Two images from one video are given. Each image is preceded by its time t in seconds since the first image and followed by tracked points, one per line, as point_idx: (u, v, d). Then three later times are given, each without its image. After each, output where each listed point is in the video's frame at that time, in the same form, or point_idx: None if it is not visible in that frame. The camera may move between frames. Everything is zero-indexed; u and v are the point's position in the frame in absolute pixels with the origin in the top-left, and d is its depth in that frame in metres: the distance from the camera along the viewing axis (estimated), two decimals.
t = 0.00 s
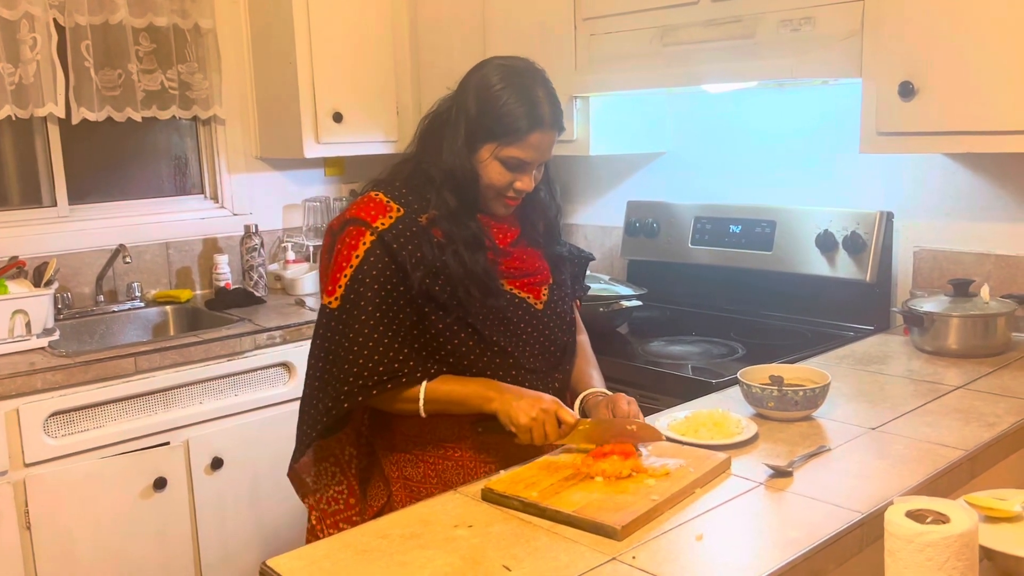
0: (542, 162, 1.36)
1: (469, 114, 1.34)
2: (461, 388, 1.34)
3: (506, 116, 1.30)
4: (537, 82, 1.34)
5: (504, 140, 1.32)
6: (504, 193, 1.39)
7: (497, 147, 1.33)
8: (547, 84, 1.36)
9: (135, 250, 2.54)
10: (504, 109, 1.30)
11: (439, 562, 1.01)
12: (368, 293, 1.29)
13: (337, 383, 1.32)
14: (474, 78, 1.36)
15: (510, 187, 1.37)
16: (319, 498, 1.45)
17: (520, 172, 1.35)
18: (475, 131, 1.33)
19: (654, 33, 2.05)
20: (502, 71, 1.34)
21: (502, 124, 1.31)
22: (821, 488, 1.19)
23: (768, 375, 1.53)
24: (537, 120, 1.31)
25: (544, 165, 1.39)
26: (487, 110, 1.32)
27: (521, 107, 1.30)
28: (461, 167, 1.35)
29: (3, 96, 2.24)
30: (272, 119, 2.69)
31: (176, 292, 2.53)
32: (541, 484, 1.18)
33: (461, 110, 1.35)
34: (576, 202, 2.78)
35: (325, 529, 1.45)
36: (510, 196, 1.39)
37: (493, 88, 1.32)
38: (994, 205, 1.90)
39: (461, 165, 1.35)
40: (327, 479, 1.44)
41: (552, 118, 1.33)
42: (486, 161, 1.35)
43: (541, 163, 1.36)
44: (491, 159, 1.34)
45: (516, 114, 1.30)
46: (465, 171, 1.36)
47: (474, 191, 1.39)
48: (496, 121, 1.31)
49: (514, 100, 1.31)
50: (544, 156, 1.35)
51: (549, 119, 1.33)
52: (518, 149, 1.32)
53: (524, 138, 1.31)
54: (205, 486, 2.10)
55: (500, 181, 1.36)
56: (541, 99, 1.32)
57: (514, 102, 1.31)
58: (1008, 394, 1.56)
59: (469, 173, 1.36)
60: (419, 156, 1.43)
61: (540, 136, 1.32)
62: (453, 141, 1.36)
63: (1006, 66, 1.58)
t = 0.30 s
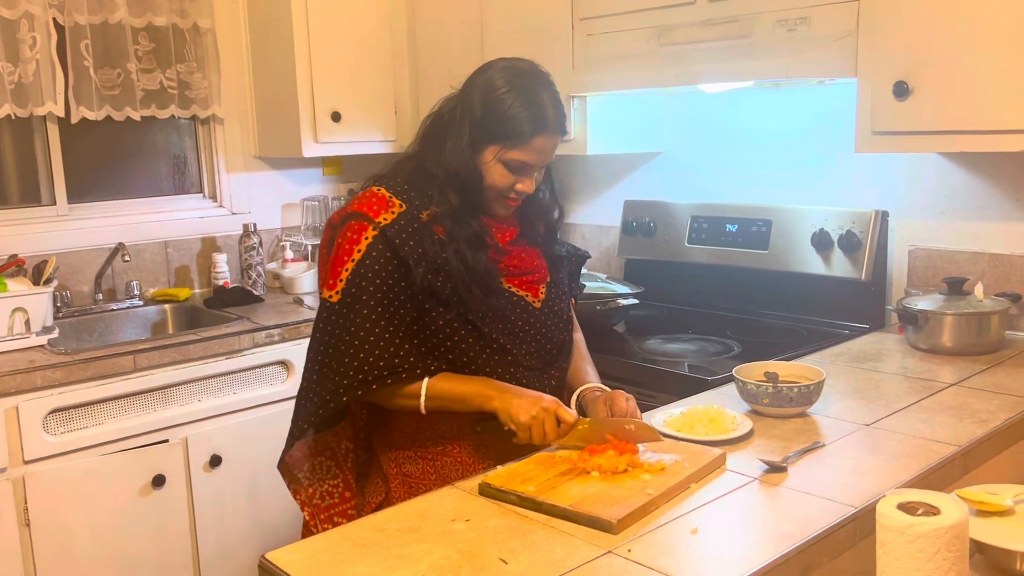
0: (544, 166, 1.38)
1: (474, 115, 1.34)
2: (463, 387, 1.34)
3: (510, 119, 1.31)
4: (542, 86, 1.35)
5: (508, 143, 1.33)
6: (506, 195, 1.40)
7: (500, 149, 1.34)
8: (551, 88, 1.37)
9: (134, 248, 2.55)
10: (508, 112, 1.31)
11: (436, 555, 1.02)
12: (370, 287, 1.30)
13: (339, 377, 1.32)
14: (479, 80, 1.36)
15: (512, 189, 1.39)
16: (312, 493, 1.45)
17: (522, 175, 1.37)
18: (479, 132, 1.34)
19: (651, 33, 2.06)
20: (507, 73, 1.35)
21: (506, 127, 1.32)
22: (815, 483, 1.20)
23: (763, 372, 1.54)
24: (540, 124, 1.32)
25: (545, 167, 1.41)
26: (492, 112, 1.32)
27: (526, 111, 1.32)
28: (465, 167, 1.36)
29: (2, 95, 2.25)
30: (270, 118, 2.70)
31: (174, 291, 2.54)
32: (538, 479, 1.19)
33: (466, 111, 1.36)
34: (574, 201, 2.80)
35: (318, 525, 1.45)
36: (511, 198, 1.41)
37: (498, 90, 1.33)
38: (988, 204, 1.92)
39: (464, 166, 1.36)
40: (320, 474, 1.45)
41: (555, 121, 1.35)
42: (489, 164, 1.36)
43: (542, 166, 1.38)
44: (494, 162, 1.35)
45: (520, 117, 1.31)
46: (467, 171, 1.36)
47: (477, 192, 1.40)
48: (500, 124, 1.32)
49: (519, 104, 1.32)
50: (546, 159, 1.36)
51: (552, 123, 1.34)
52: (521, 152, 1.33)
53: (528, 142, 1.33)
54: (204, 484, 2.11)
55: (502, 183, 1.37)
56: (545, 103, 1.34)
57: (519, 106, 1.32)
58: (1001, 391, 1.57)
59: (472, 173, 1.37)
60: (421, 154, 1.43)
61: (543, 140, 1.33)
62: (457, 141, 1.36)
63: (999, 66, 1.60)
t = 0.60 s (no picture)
0: (541, 164, 1.39)
1: (472, 114, 1.35)
2: (459, 383, 1.35)
3: (508, 118, 1.33)
4: (539, 85, 1.37)
5: (505, 141, 1.34)
6: (503, 192, 1.42)
7: (498, 148, 1.35)
8: (548, 88, 1.38)
9: (133, 247, 2.56)
10: (506, 111, 1.33)
11: (436, 548, 1.03)
12: (369, 283, 1.32)
13: (337, 372, 1.33)
14: (476, 80, 1.38)
15: (509, 187, 1.40)
16: (316, 492, 1.46)
17: (519, 173, 1.39)
18: (477, 131, 1.36)
19: (649, 33, 2.07)
20: (504, 72, 1.36)
21: (503, 126, 1.33)
22: (811, 478, 1.21)
23: (760, 369, 1.56)
24: (538, 122, 1.34)
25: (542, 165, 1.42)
26: (490, 111, 1.34)
27: (523, 109, 1.33)
28: (463, 164, 1.37)
29: (3, 94, 2.26)
30: (269, 118, 2.71)
31: (174, 290, 2.55)
32: (537, 474, 1.20)
33: (463, 110, 1.37)
34: (572, 201, 2.81)
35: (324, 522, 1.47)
36: (508, 195, 1.42)
37: (496, 90, 1.34)
38: (983, 204, 1.93)
39: (462, 164, 1.37)
40: (323, 472, 1.46)
41: (552, 119, 1.36)
42: (487, 162, 1.37)
43: (540, 164, 1.39)
44: (492, 160, 1.37)
45: (518, 116, 1.33)
46: (465, 170, 1.38)
47: (474, 189, 1.41)
48: (498, 122, 1.33)
49: (516, 103, 1.33)
50: (542, 157, 1.38)
51: (549, 122, 1.36)
52: (518, 150, 1.35)
53: (525, 140, 1.34)
54: (203, 481, 2.12)
55: (499, 181, 1.39)
56: (542, 102, 1.35)
57: (516, 104, 1.33)
58: (996, 389, 1.59)
59: (469, 172, 1.38)
60: (418, 152, 1.45)
61: (541, 138, 1.35)
62: (454, 139, 1.38)
63: (994, 66, 1.61)
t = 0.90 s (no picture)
0: (531, 160, 1.41)
1: (462, 112, 1.37)
2: (445, 373, 1.37)
3: (498, 115, 1.35)
4: (527, 83, 1.39)
5: (495, 138, 1.36)
6: (495, 189, 1.43)
7: (488, 145, 1.37)
8: (536, 85, 1.41)
9: (131, 245, 2.58)
10: (496, 109, 1.35)
11: (432, 539, 1.06)
12: (365, 275, 1.34)
13: (333, 361, 1.36)
14: (466, 79, 1.40)
15: (501, 183, 1.42)
16: (310, 483, 1.47)
17: (510, 169, 1.40)
18: (467, 129, 1.37)
19: (642, 35, 2.10)
20: (493, 71, 1.38)
21: (494, 123, 1.35)
22: (798, 472, 1.24)
23: (750, 366, 1.58)
24: (527, 119, 1.36)
25: (533, 162, 1.44)
26: (480, 109, 1.36)
27: (513, 106, 1.35)
28: (454, 163, 1.39)
29: (2, 93, 2.27)
30: (266, 118, 2.73)
31: (171, 288, 2.57)
32: (531, 468, 1.23)
33: (453, 108, 1.39)
34: (567, 201, 2.84)
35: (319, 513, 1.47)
36: (500, 191, 1.44)
37: (485, 87, 1.37)
38: (970, 204, 1.96)
39: (454, 161, 1.40)
40: (318, 464, 1.47)
41: (541, 116, 1.38)
42: (478, 159, 1.39)
43: (530, 161, 1.41)
44: (482, 157, 1.38)
45: (507, 113, 1.35)
46: (457, 167, 1.40)
47: (467, 187, 1.44)
48: (489, 120, 1.35)
49: (506, 100, 1.35)
50: (532, 153, 1.40)
51: (538, 118, 1.38)
52: (509, 146, 1.37)
53: (515, 136, 1.36)
54: (201, 477, 2.14)
55: (490, 178, 1.40)
56: (531, 99, 1.37)
57: (505, 101, 1.35)
58: (982, 386, 1.62)
59: (461, 169, 1.41)
60: (412, 151, 1.47)
61: (530, 134, 1.37)
62: (445, 138, 1.40)
63: (980, 69, 1.64)
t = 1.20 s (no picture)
0: (519, 154, 1.43)
1: (450, 108, 1.39)
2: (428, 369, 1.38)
3: (485, 110, 1.37)
4: (514, 78, 1.41)
5: (483, 132, 1.38)
6: (485, 184, 1.45)
7: (477, 139, 1.39)
8: (523, 80, 1.42)
9: (126, 242, 2.59)
10: (484, 103, 1.37)
11: (425, 530, 1.07)
12: (354, 271, 1.36)
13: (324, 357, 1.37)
14: (454, 75, 1.42)
15: (490, 177, 1.44)
16: (306, 476, 1.48)
17: (499, 163, 1.42)
18: (456, 124, 1.40)
19: (635, 35, 2.12)
20: (480, 67, 1.40)
21: (482, 117, 1.37)
22: (786, 465, 1.26)
23: (740, 362, 1.60)
24: (514, 113, 1.38)
25: (521, 156, 1.46)
26: (468, 104, 1.38)
27: (500, 101, 1.37)
28: (444, 158, 1.41)
29: None
30: (261, 116, 2.74)
31: (166, 285, 2.58)
32: (522, 461, 1.25)
33: (442, 104, 1.41)
34: (560, 200, 2.86)
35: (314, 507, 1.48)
36: (489, 186, 1.46)
37: (473, 83, 1.39)
38: (957, 203, 1.98)
39: (443, 156, 1.41)
40: (313, 457, 1.48)
41: (528, 111, 1.40)
42: (467, 153, 1.41)
43: (519, 155, 1.43)
44: (471, 151, 1.41)
45: (495, 107, 1.37)
46: (447, 163, 1.42)
47: (457, 182, 1.45)
48: (476, 115, 1.37)
49: (493, 94, 1.37)
50: (520, 147, 1.42)
51: (526, 113, 1.40)
52: (498, 141, 1.39)
53: (503, 130, 1.38)
54: (195, 473, 2.15)
55: (480, 172, 1.42)
56: (518, 94, 1.39)
57: (493, 96, 1.37)
58: (968, 382, 1.64)
59: (451, 164, 1.42)
60: (403, 149, 1.49)
61: (518, 128, 1.39)
62: (435, 133, 1.42)
63: (967, 69, 1.66)
